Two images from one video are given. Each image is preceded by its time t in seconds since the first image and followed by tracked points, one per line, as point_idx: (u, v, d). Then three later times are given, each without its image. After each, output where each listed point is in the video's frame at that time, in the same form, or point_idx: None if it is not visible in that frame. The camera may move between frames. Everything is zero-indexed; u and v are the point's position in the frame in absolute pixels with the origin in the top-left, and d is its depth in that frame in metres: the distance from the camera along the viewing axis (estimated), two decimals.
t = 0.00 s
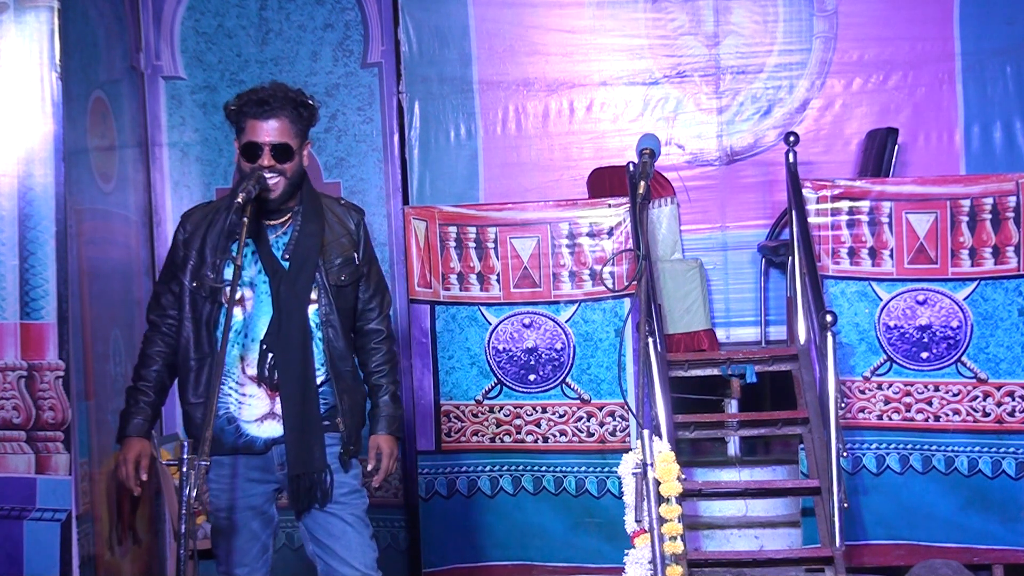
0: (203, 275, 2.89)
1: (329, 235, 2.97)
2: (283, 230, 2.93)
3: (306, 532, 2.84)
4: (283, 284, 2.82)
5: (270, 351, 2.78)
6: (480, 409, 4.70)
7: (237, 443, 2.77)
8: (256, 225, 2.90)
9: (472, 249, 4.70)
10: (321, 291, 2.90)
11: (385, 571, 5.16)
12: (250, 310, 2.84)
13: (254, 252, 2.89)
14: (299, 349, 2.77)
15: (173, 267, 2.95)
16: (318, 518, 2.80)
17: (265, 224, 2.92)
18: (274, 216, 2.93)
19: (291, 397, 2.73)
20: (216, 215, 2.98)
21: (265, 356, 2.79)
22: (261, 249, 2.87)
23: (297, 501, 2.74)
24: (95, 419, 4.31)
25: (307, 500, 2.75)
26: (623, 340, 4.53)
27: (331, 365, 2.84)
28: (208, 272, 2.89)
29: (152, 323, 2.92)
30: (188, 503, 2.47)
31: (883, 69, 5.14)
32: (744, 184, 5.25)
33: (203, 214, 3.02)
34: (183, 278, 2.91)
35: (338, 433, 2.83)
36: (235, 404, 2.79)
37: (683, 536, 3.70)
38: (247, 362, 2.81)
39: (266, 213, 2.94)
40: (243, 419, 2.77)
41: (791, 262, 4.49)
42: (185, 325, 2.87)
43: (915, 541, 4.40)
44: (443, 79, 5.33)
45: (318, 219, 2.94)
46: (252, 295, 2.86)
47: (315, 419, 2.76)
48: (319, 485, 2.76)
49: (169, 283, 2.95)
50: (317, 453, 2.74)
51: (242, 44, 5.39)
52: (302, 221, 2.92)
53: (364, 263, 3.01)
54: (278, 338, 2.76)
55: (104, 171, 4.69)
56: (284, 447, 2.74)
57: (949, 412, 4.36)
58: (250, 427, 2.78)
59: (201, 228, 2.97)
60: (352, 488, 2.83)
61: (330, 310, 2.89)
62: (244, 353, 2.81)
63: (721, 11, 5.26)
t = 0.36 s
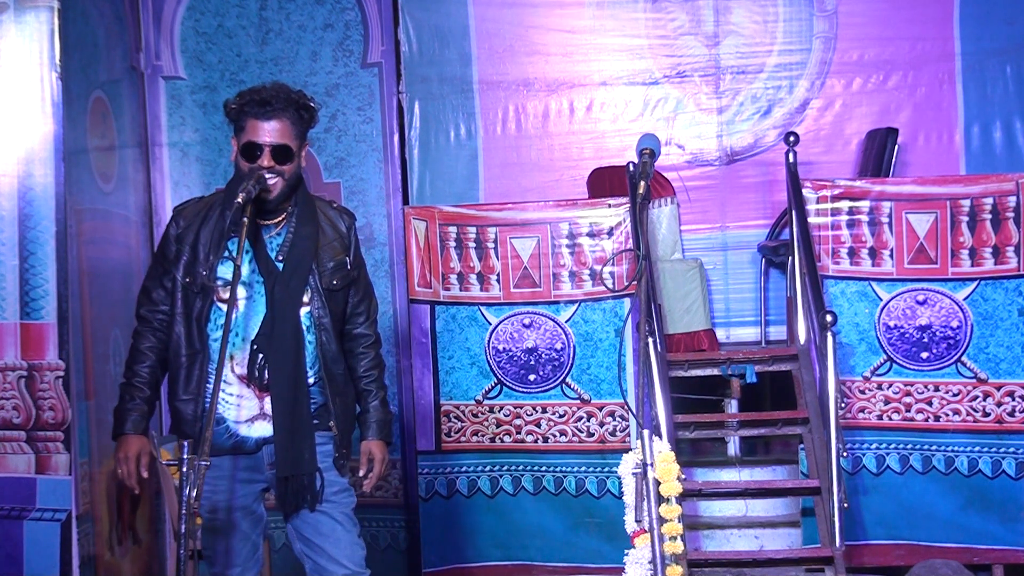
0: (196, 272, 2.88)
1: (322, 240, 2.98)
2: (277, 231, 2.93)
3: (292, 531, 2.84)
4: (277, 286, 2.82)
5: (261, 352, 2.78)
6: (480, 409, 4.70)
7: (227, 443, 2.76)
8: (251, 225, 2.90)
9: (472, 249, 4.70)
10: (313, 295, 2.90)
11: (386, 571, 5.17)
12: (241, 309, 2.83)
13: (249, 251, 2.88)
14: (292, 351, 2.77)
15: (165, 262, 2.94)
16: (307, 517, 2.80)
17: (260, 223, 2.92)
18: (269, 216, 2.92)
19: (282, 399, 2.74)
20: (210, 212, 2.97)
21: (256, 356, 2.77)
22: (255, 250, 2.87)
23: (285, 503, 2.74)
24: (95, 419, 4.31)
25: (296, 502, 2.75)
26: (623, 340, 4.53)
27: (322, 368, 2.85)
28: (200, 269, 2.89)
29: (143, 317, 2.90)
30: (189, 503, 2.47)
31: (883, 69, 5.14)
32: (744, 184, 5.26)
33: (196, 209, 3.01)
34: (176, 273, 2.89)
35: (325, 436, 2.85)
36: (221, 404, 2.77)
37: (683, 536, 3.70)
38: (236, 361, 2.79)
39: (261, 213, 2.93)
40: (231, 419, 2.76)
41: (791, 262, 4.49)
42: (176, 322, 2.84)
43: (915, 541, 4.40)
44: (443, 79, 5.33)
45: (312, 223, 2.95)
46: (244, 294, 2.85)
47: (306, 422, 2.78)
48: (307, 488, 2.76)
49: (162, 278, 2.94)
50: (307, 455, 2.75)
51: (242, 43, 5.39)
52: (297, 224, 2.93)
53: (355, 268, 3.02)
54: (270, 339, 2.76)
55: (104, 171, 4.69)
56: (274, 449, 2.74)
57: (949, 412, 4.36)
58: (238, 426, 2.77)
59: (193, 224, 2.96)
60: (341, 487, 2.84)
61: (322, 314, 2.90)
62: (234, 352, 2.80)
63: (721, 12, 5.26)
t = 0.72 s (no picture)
0: (194, 270, 2.88)
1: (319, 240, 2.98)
2: (274, 231, 2.93)
3: (289, 530, 2.84)
4: (274, 287, 2.82)
5: (257, 352, 2.78)
6: (480, 409, 4.70)
7: (224, 443, 2.76)
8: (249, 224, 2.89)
9: (472, 249, 4.70)
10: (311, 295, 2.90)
11: (386, 570, 5.17)
12: (238, 308, 2.82)
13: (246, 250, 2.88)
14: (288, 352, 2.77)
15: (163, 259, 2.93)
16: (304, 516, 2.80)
17: (259, 223, 2.92)
18: (268, 215, 2.92)
19: (277, 399, 2.73)
20: (208, 210, 2.98)
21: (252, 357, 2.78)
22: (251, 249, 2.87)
23: (281, 504, 2.73)
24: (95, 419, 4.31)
25: (292, 502, 2.75)
26: (623, 340, 4.53)
27: (317, 369, 2.84)
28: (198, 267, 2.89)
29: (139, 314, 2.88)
30: (188, 503, 2.47)
31: (883, 69, 5.14)
32: (744, 184, 5.25)
33: (194, 207, 3.00)
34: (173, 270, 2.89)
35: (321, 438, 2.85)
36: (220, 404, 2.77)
37: (683, 536, 3.70)
38: (234, 362, 2.79)
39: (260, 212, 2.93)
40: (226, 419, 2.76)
41: (791, 262, 4.49)
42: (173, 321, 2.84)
43: (915, 541, 4.40)
44: (443, 79, 5.33)
45: (309, 224, 2.95)
46: (241, 293, 2.84)
47: (301, 421, 2.77)
48: (302, 489, 2.75)
49: (160, 275, 2.93)
50: (303, 455, 2.75)
51: (242, 43, 5.39)
52: (295, 224, 2.93)
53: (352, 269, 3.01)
54: (266, 340, 2.76)
55: (104, 171, 4.69)
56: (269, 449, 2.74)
57: (949, 412, 4.36)
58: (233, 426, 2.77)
59: (192, 222, 2.96)
60: (338, 485, 2.84)
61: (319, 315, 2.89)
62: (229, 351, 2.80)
63: (721, 12, 5.26)
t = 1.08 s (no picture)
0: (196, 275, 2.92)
1: (323, 230, 2.93)
2: (271, 226, 2.93)
3: (294, 531, 2.84)
4: (266, 282, 2.81)
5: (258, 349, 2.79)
6: (480, 409, 4.69)
7: (226, 443, 2.78)
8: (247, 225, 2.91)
9: (472, 249, 4.70)
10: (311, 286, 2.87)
11: (386, 570, 5.16)
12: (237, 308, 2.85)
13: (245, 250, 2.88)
14: (283, 346, 2.75)
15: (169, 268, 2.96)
16: (305, 521, 2.80)
17: (256, 222, 2.93)
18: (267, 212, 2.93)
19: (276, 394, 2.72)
20: (209, 216, 2.99)
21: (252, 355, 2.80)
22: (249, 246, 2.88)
23: (285, 496, 2.74)
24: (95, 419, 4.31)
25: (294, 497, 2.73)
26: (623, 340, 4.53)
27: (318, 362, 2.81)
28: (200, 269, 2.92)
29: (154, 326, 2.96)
30: (189, 503, 2.47)
31: (883, 69, 5.14)
32: (744, 184, 5.26)
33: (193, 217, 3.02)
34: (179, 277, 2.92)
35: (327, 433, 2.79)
36: (226, 403, 2.79)
37: (683, 536, 3.70)
38: (237, 359, 2.82)
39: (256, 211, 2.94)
40: (235, 421, 2.78)
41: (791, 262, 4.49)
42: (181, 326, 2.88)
43: (915, 541, 4.40)
44: (443, 79, 5.33)
45: (308, 216, 2.91)
46: (241, 293, 2.87)
47: (302, 416, 2.73)
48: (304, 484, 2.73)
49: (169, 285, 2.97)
50: (303, 449, 2.72)
51: (242, 43, 5.39)
52: (292, 218, 2.89)
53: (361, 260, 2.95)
54: (264, 335, 2.75)
55: (104, 171, 4.69)
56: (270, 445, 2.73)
57: (949, 412, 4.36)
58: (241, 429, 2.78)
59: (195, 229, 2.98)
60: (339, 493, 2.81)
61: (320, 307, 2.85)
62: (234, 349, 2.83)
63: (721, 12, 5.26)
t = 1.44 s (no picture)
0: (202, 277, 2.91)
1: (326, 225, 2.93)
2: (275, 225, 2.94)
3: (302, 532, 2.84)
4: (265, 278, 2.81)
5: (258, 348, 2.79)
6: (480, 409, 4.70)
7: (228, 442, 2.78)
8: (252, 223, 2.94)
9: (472, 249, 4.70)
10: (314, 282, 2.86)
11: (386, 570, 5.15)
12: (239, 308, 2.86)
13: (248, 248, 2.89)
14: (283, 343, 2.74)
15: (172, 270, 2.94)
16: (312, 521, 2.80)
17: (259, 221, 2.95)
18: (269, 211, 2.95)
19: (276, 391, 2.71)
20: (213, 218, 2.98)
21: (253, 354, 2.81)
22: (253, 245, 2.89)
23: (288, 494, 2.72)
24: (95, 419, 4.31)
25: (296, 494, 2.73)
26: (623, 340, 4.52)
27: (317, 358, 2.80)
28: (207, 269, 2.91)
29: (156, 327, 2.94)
30: (188, 503, 2.47)
31: (883, 69, 5.14)
32: (744, 184, 5.25)
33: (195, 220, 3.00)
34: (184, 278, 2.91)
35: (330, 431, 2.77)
36: (229, 403, 2.80)
37: (683, 536, 3.70)
38: (241, 357, 2.83)
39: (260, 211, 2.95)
40: (238, 418, 2.79)
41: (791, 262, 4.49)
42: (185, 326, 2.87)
43: (915, 541, 4.40)
44: (443, 79, 5.33)
45: (310, 212, 2.90)
46: (244, 292, 2.88)
47: (303, 414, 2.73)
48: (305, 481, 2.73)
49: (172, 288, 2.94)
50: (304, 445, 2.71)
51: (242, 43, 5.39)
52: (294, 214, 2.88)
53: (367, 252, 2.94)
54: (264, 333, 2.75)
55: (104, 172, 4.69)
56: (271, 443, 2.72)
57: (949, 412, 4.36)
58: (244, 427, 2.79)
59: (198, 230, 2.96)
60: (344, 494, 2.81)
61: (323, 302, 2.84)
62: (239, 349, 2.83)
63: (721, 11, 5.26)
